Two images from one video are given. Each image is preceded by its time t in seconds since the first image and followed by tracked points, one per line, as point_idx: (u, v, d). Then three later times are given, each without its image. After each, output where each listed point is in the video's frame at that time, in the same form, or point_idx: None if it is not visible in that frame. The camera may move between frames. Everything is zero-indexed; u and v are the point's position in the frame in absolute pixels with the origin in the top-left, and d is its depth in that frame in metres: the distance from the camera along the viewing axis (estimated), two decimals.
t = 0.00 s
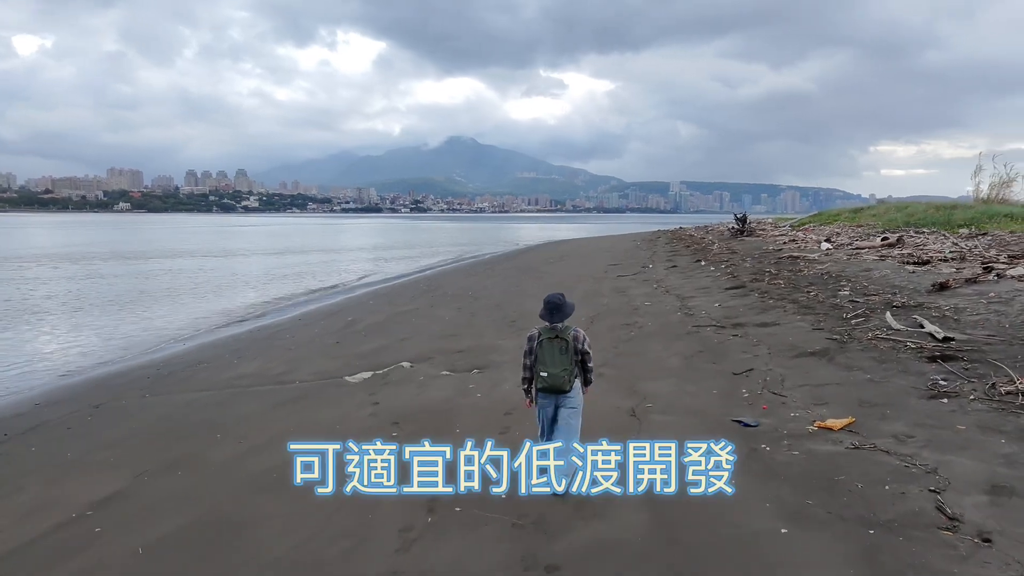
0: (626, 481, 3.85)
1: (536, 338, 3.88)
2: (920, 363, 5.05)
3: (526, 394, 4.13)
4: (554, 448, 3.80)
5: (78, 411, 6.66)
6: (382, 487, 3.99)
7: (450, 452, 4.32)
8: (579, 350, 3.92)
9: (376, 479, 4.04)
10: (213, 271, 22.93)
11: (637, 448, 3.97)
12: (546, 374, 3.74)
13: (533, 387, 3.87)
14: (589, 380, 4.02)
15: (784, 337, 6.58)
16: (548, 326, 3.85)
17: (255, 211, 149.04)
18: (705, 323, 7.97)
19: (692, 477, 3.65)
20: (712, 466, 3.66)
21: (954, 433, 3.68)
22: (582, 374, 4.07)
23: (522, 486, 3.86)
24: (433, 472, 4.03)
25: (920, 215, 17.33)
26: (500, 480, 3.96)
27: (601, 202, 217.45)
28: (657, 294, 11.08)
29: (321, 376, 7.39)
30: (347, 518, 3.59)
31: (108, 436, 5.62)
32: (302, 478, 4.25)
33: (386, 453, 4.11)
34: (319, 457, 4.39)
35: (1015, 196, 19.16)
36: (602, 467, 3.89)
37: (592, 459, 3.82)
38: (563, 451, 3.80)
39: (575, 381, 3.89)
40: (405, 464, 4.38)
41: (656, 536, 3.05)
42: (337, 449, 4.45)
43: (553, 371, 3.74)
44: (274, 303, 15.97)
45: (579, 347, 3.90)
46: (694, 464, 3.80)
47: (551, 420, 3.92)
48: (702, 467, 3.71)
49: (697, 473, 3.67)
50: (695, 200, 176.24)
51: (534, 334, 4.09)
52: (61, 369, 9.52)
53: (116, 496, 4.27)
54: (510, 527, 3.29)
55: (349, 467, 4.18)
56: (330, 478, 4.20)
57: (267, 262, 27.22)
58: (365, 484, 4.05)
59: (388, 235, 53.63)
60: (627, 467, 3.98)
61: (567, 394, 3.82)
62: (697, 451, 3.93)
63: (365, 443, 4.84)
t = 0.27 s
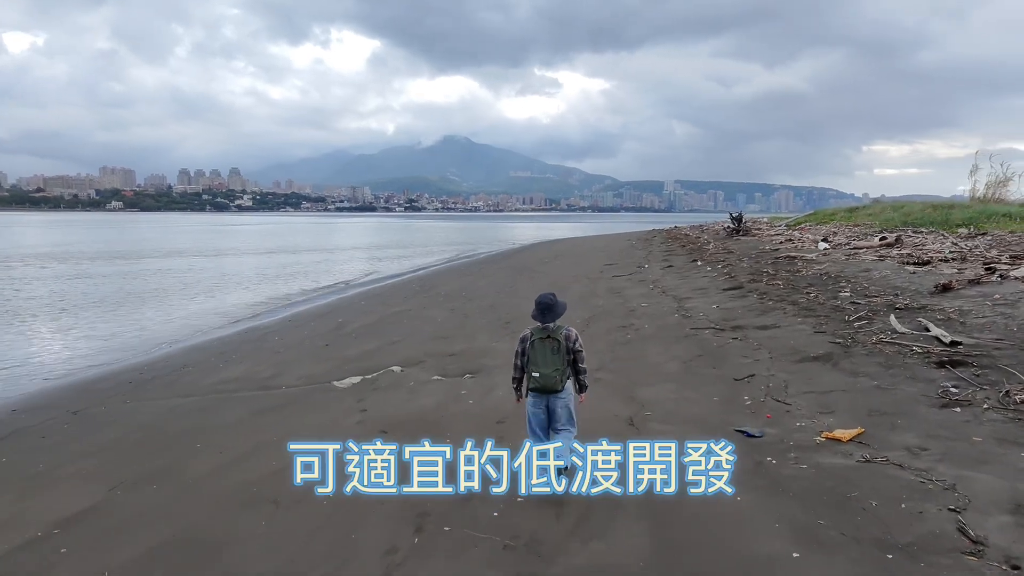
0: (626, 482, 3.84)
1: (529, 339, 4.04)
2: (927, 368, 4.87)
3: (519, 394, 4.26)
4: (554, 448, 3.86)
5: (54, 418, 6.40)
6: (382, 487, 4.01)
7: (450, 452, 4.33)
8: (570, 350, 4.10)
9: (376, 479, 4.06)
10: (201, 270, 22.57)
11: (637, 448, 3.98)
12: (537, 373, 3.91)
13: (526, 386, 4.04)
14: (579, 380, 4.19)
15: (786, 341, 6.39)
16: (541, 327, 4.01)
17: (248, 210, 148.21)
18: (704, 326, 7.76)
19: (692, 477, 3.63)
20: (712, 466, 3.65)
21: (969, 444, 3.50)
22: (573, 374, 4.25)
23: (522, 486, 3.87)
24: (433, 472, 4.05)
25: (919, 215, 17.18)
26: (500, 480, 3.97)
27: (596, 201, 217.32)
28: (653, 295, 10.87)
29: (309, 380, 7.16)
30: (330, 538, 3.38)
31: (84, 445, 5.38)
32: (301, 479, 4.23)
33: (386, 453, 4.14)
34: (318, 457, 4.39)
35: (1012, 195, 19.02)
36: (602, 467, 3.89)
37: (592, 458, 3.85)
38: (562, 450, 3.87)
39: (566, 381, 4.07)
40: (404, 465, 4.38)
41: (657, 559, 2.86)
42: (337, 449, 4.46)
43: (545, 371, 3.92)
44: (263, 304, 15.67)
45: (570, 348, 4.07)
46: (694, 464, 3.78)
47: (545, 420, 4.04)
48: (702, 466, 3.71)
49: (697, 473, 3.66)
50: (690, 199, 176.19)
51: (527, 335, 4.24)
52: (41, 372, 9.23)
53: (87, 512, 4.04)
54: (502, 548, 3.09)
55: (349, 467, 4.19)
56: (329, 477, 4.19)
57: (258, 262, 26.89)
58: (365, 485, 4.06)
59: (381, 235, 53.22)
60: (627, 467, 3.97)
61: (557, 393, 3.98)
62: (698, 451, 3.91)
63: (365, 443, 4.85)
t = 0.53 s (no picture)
0: (626, 481, 3.83)
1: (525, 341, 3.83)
2: (938, 377, 4.69)
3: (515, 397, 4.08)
4: (555, 448, 3.78)
5: (32, 428, 6.18)
6: (383, 487, 4.05)
7: (450, 452, 4.36)
8: (568, 353, 3.89)
9: (376, 479, 4.09)
10: (191, 270, 22.30)
11: (637, 447, 3.94)
12: (534, 377, 3.70)
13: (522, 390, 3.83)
14: (578, 385, 3.98)
15: (789, 347, 6.20)
16: (537, 329, 3.80)
17: (241, 209, 147.21)
18: (703, 330, 7.57)
19: (691, 477, 3.67)
20: (712, 465, 3.67)
21: (987, 461, 3.32)
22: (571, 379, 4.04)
23: (523, 486, 3.87)
24: (433, 471, 4.07)
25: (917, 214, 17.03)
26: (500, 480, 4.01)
27: (591, 200, 217.21)
28: (650, 297, 10.68)
29: (297, 386, 6.96)
30: (311, 563, 3.19)
31: (59, 458, 5.16)
32: (302, 479, 4.27)
33: (386, 453, 4.17)
34: (318, 457, 4.43)
35: (1011, 195, 18.89)
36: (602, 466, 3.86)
37: (592, 459, 3.81)
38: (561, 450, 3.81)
39: (564, 385, 3.86)
40: (404, 465, 4.42)
41: None
42: (337, 449, 4.49)
43: (542, 374, 3.71)
44: (254, 306, 15.42)
45: (568, 351, 3.87)
46: (694, 464, 3.80)
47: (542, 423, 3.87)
48: (701, 466, 3.72)
49: (697, 472, 3.69)
50: (685, 198, 176.24)
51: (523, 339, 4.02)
52: (23, 377, 9.00)
53: (56, 532, 3.83)
54: None
55: (349, 467, 4.20)
56: (330, 477, 4.23)
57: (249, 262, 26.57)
58: (365, 485, 4.09)
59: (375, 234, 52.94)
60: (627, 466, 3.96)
61: (555, 396, 3.79)
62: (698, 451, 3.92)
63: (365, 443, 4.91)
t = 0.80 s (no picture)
0: (626, 481, 3.89)
1: (528, 338, 3.95)
2: (943, 382, 4.59)
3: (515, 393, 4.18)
4: (554, 448, 3.88)
5: (14, 434, 6.01)
6: (383, 487, 4.09)
7: (450, 452, 4.41)
8: (569, 351, 4.01)
9: (376, 479, 4.14)
10: (182, 270, 22.04)
11: (637, 448, 4.02)
12: (537, 373, 3.81)
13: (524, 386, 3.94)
14: (577, 382, 4.10)
15: (788, 350, 6.10)
16: (540, 327, 3.91)
17: (235, 207, 146.46)
18: (701, 332, 7.46)
19: (692, 477, 3.69)
20: (712, 466, 3.70)
21: (997, 471, 3.24)
22: (570, 376, 4.16)
23: (522, 485, 3.92)
24: (433, 471, 4.11)
25: (913, 214, 16.98)
26: (500, 480, 4.05)
27: (586, 199, 217.18)
28: (647, 298, 10.56)
29: (288, 390, 6.82)
30: None
31: (43, 464, 5.04)
32: (301, 478, 4.30)
33: (386, 453, 4.21)
34: (318, 457, 4.45)
35: (1006, 194, 18.88)
36: (602, 467, 3.94)
37: (592, 459, 3.90)
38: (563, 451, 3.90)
39: (565, 381, 3.98)
40: (404, 466, 4.45)
41: None
42: (337, 449, 4.51)
43: (544, 371, 3.82)
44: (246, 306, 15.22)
45: (569, 349, 3.99)
46: (694, 464, 3.83)
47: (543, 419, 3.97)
48: (701, 466, 3.76)
49: (697, 472, 3.72)
50: (680, 197, 176.37)
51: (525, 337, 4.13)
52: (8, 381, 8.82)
53: (35, 546, 3.69)
54: None
55: (349, 467, 4.25)
56: (330, 477, 4.26)
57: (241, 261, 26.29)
58: (365, 485, 4.14)
59: (370, 233, 52.68)
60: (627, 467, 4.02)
61: (556, 393, 3.90)
62: (698, 451, 3.95)
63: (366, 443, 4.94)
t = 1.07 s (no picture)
0: (626, 481, 3.90)
1: (528, 338, 4.06)
2: (945, 386, 4.53)
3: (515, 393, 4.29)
4: (554, 448, 3.97)
5: (1, 439, 5.89)
6: (382, 487, 4.10)
7: (451, 452, 4.43)
8: (567, 350, 4.12)
9: (376, 479, 4.15)
10: (175, 270, 21.87)
11: (638, 448, 3.99)
12: (538, 371, 3.91)
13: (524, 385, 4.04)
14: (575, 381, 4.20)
15: (788, 353, 6.02)
16: (540, 326, 4.03)
17: (230, 206, 145.93)
18: (699, 334, 7.38)
19: (692, 478, 3.69)
20: (712, 466, 3.72)
21: (1002, 479, 3.18)
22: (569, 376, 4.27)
23: (523, 486, 3.96)
24: (433, 471, 4.14)
25: (909, 213, 16.96)
26: (500, 480, 4.07)
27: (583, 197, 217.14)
28: (644, 298, 10.48)
29: (281, 394, 6.72)
30: None
31: (32, 469, 4.96)
32: (301, 479, 4.30)
33: (386, 453, 4.22)
34: (319, 457, 4.47)
35: (1002, 194, 18.86)
36: (602, 467, 3.95)
37: (593, 458, 3.92)
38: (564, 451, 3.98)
39: (563, 380, 4.09)
40: (404, 466, 4.46)
41: None
42: (337, 449, 4.53)
43: (544, 369, 3.92)
44: (240, 307, 15.09)
45: (568, 348, 4.10)
46: (694, 464, 3.84)
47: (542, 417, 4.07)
48: (701, 466, 3.77)
49: (697, 473, 3.72)
50: (676, 196, 176.40)
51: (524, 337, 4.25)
52: None
53: (22, 555, 3.62)
54: None
55: (349, 467, 4.26)
56: (329, 477, 4.27)
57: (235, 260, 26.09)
58: (365, 484, 4.14)
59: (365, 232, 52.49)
60: (627, 467, 4.02)
61: (555, 390, 4.01)
62: (698, 451, 3.96)
63: (365, 443, 4.94)
